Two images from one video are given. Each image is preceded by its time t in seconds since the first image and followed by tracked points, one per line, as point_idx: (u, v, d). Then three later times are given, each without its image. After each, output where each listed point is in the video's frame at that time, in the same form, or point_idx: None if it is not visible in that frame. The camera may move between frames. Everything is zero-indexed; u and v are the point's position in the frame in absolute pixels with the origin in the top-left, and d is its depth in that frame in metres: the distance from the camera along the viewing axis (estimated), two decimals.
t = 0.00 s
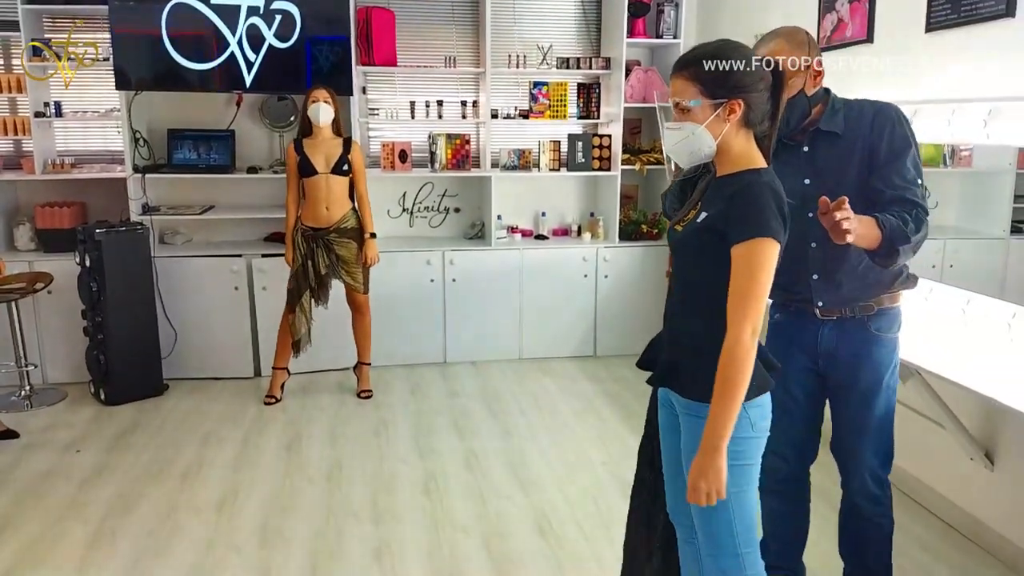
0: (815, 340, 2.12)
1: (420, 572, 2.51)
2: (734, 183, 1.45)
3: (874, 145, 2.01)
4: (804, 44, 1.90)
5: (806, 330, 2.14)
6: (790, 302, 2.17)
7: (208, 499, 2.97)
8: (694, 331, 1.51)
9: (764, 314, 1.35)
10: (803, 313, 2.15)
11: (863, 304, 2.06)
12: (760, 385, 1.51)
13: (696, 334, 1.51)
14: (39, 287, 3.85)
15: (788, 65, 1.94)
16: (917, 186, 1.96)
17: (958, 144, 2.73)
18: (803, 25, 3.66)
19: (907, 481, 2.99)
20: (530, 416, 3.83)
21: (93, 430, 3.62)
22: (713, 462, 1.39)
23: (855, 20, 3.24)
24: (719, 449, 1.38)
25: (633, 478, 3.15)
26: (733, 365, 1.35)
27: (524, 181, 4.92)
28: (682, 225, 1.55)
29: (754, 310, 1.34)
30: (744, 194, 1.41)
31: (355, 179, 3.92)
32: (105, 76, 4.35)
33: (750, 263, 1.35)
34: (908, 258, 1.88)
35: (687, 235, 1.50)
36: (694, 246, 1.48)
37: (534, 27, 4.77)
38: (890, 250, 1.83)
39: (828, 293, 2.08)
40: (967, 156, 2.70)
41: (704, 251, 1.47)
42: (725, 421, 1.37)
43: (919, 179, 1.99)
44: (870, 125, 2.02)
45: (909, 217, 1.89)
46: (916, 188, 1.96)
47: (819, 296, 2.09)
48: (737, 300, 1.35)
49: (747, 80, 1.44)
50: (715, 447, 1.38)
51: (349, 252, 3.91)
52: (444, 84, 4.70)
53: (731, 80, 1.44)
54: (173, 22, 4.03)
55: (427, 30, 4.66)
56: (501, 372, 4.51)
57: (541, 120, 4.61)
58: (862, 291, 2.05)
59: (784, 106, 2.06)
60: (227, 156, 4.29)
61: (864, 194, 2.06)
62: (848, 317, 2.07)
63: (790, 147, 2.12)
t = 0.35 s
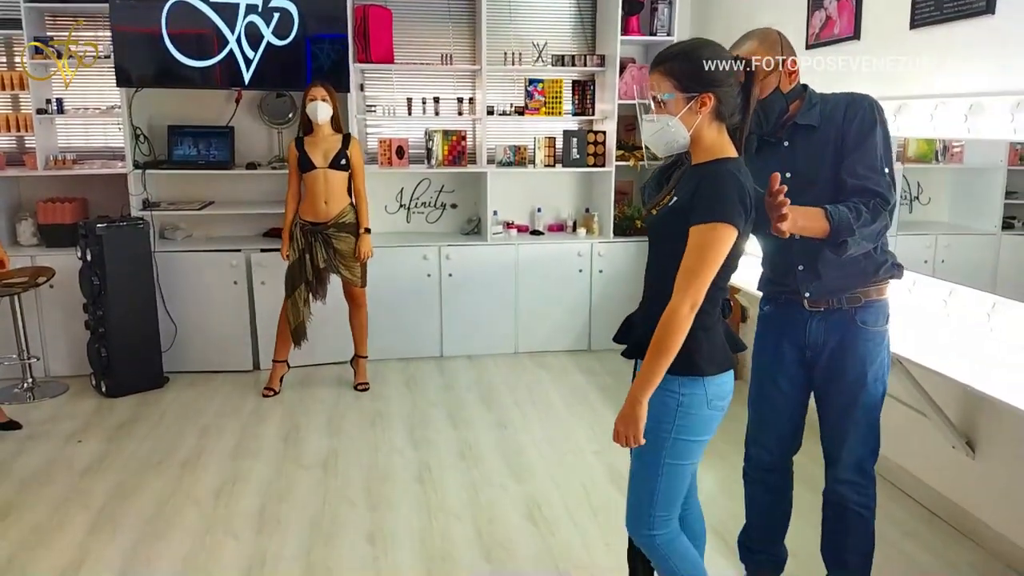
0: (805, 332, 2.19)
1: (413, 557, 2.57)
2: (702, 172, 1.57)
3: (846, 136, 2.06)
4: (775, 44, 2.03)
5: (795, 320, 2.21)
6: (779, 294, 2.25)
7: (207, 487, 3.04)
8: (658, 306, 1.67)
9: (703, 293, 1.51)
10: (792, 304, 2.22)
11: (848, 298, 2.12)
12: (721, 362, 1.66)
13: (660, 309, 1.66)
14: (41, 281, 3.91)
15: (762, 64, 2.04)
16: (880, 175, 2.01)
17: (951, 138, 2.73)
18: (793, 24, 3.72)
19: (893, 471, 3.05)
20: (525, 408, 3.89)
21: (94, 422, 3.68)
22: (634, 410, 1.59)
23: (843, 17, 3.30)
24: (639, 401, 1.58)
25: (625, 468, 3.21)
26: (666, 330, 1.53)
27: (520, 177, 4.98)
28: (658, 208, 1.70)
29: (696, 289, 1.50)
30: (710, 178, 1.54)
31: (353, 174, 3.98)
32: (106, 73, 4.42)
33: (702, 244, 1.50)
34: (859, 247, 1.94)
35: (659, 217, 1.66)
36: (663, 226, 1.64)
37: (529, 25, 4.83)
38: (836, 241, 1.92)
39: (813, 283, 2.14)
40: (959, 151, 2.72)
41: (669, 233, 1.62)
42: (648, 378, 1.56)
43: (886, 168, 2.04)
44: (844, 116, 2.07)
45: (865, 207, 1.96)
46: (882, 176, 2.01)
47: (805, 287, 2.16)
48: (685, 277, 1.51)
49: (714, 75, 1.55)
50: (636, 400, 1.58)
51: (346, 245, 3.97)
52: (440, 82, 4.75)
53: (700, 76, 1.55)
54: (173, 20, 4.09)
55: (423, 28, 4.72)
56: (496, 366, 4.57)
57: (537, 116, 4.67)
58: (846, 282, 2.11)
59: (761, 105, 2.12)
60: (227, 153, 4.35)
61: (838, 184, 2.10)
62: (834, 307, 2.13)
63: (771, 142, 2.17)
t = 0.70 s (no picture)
0: (792, 327, 2.24)
1: (404, 544, 2.62)
2: (676, 165, 1.63)
3: (834, 134, 2.08)
4: (772, 42, 2.04)
5: (785, 315, 2.26)
6: (771, 291, 2.30)
7: (203, 476, 3.09)
8: (637, 297, 1.72)
9: (684, 286, 1.57)
10: (782, 300, 2.27)
11: (839, 299, 2.16)
12: (695, 352, 1.71)
13: (637, 299, 1.72)
14: (41, 274, 3.96)
15: (757, 63, 2.06)
16: (862, 179, 2.02)
17: (944, 133, 2.76)
18: (782, 20, 3.76)
19: (878, 461, 3.10)
20: (517, 400, 3.94)
21: (93, 413, 3.74)
22: (623, 395, 1.67)
23: (830, 14, 3.34)
24: (627, 387, 1.66)
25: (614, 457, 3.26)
26: (651, 320, 1.60)
27: (514, 172, 5.02)
28: (635, 203, 1.75)
29: (677, 280, 1.57)
30: (683, 172, 1.60)
31: (348, 170, 4.03)
32: (104, 69, 4.46)
33: (681, 237, 1.56)
34: (829, 249, 1.99)
35: (637, 211, 1.71)
36: (640, 220, 1.70)
37: (524, 21, 4.86)
38: (805, 239, 1.96)
39: (800, 282, 2.18)
40: (951, 146, 2.77)
41: (647, 225, 1.68)
42: (637, 365, 1.63)
43: (871, 170, 2.05)
44: (836, 115, 2.09)
45: (840, 210, 1.99)
46: (863, 181, 2.02)
47: (794, 285, 2.20)
48: (666, 269, 1.58)
49: (686, 73, 1.61)
50: (624, 386, 1.66)
51: (342, 239, 4.03)
52: (436, 77, 4.81)
53: (672, 74, 1.61)
54: (170, 16, 4.14)
55: (419, 24, 4.76)
56: (490, 358, 4.62)
57: (531, 111, 4.68)
58: (832, 282, 2.15)
59: (756, 104, 2.15)
60: (224, 148, 4.40)
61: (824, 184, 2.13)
62: (823, 306, 2.18)
63: (766, 138, 2.22)
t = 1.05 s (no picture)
0: (780, 324, 2.29)
1: (398, 533, 2.68)
2: (657, 162, 1.69)
3: (822, 137, 2.12)
4: (764, 42, 2.13)
5: (774, 312, 2.31)
6: (760, 289, 2.36)
7: (202, 468, 3.15)
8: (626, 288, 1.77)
9: (677, 276, 1.63)
10: (773, 298, 2.32)
11: (823, 300, 2.20)
12: (681, 341, 1.76)
13: (624, 293, 1.77)
14: (42, 269, 4.01)
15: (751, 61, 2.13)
16: (850, 182, 2.05)
17: (934, 131, 2.78)
18: (774, 19, 3.82)
19: (864, 453, 3.15)
20: (512, 393, 4.00)
21: (94, 406, 3.80)
22: (624, 385, 1.72)
23: (820, 13, 3.41)
24: (628, 377, 1.71)
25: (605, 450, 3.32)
26: (647, 312, 1.65)
27: (510, 168, 5.07)
28: (618, 198, 1.80)
29: (670, 271, 1.62)
30: (666, 168, 1.65)
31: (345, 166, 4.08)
32: (105, 66, 4.52)
33: (669, 229, 1.62)
34: (816, 251, 2.02)
35: (622, 206, 1.77)
36: (625, 215, 1.75)
37: (521, 19, 4.91)
38: (792, 239, 2.00)
39: (786, 282, 2.24)
40: (942, 143, 2.77)
41: (632, 219, 1.73)
42: (637, 355, 1.68)
43: (858, 173, 2.08)
44: (824, 117, 2.13)
45: (828, 212, 2.03)
46: (851, 184, 2.05)
47: (779, 285, 2.25)
48: (658, 261, 1.63)
49: (667, 73, 1.67)
50: (625, 377, 1.71)
51: (340, 234, 4.10)
52: (434, 75, 4.87)
53: (653, 73, 1.67)
54: (169, 14, 4.19)
55: (416, 21, 4.81)
56: (486, 353, 4.68)
57: (527, 108, 4.73)
58: (817, 283, 2.19)
59: (750, 104, 2.18)
60: (223, 144, 4.45)
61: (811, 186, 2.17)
62: (809, 305, 2.23)
63: (758, 139, 2.25)
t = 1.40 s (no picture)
0: (777, 323, 2.33)
1: (396, 528, 2.73)
2: (653, 163, 1.73)
3: (819, 142, 2.16)
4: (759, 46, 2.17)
5: (773, 312, 2.36)
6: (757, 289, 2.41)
7: (204, 463, 3.20)
8: (626, 287, 1.81)
9: (680, 273, 1.67)
10: (771, 298, 2.37)
11: (820, 298, 2.25)
12: (683, 334, 1.81)
13: (622, 291, 1.82)
14: (46, 268, 4.06)
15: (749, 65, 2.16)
16: (849, 185, 2.10)
17: (927, 132, 2.83)
18: (769, 21, 3.87)
19: (856, 450, 3.20)
20: (510, 391, 4.05)
21: (97, 403, 3.85)
22: (631, 383, 1.75)
23: (813, 15, 3.47)
24: (635, 375, 1.74)
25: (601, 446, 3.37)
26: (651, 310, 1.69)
27: (509, 168, 5.12)
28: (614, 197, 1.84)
29: (673, 269, 1.67)
30: (663, 169, 1.70)
31: (345, 166, 4.13)
32: (108, 67, 4.57)
33: (670, 228, 1.66)
34: (819, 253, 2.07)
35: (619, 206, 1.81)
36: (623, 214, 1.78)
37: (519, 20, 4.97)
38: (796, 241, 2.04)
39: (784, 282, 2.29)
40: (938, 143, 2.81)
41: (631, 219, 1.77)
42: (642, 353, 1.72)
43: (857, 176, 2.13)
44: (820, 121, 2.17)
45: (830, 215, 2.08)
46: (850, 186, 2.10)
47: (778, 285, 2.30)
48: (660, 259, 1.67)
49: (658, 74, 1.71)
50: (631, 375, 1.75)
51: (341, 233, 4.14)
52: (433, 75, 4.91)
53: (643, 74, 1.71)
54: (172, 16, 4.24)
55: (416, 23, 4.86)
56: (484, 351, 4.73)
57: (525, 109, 4.77)
58: (815, 283, 2.23)
59: (745, 112, 2.23)
60: (225, 144, 4.50)
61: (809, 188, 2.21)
62: (806, 305, 2.27)
63: (754, 142, 2.29)
